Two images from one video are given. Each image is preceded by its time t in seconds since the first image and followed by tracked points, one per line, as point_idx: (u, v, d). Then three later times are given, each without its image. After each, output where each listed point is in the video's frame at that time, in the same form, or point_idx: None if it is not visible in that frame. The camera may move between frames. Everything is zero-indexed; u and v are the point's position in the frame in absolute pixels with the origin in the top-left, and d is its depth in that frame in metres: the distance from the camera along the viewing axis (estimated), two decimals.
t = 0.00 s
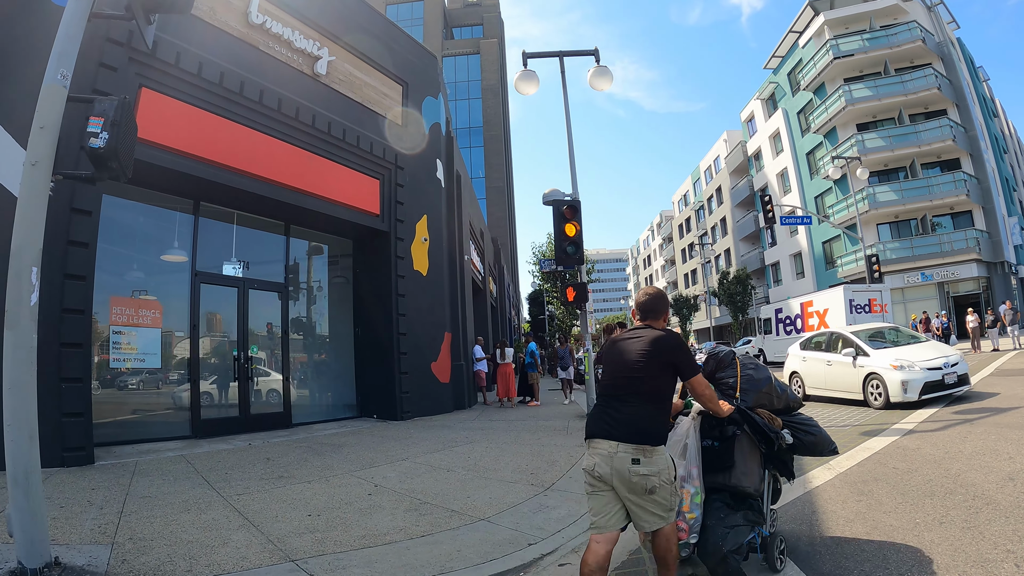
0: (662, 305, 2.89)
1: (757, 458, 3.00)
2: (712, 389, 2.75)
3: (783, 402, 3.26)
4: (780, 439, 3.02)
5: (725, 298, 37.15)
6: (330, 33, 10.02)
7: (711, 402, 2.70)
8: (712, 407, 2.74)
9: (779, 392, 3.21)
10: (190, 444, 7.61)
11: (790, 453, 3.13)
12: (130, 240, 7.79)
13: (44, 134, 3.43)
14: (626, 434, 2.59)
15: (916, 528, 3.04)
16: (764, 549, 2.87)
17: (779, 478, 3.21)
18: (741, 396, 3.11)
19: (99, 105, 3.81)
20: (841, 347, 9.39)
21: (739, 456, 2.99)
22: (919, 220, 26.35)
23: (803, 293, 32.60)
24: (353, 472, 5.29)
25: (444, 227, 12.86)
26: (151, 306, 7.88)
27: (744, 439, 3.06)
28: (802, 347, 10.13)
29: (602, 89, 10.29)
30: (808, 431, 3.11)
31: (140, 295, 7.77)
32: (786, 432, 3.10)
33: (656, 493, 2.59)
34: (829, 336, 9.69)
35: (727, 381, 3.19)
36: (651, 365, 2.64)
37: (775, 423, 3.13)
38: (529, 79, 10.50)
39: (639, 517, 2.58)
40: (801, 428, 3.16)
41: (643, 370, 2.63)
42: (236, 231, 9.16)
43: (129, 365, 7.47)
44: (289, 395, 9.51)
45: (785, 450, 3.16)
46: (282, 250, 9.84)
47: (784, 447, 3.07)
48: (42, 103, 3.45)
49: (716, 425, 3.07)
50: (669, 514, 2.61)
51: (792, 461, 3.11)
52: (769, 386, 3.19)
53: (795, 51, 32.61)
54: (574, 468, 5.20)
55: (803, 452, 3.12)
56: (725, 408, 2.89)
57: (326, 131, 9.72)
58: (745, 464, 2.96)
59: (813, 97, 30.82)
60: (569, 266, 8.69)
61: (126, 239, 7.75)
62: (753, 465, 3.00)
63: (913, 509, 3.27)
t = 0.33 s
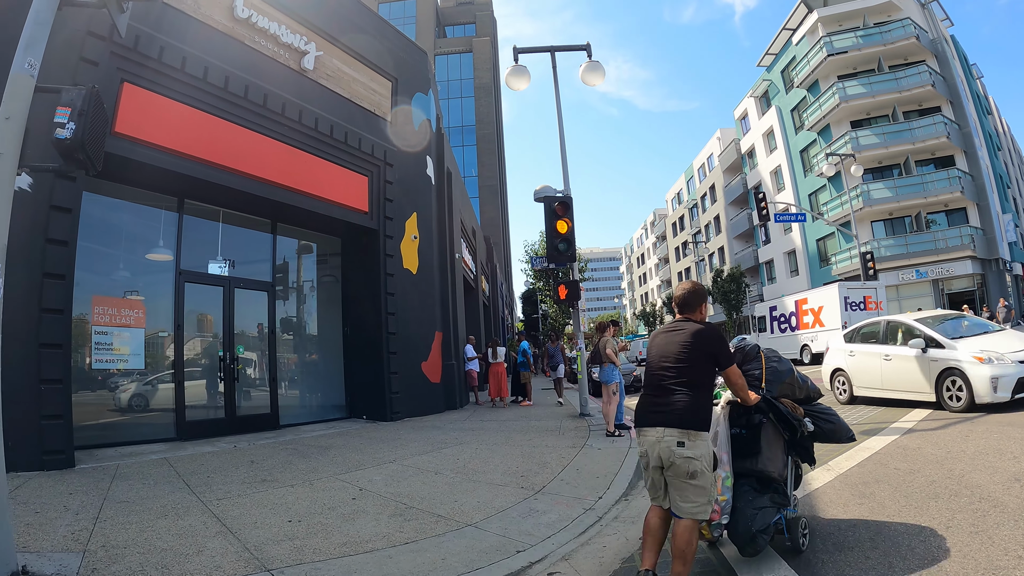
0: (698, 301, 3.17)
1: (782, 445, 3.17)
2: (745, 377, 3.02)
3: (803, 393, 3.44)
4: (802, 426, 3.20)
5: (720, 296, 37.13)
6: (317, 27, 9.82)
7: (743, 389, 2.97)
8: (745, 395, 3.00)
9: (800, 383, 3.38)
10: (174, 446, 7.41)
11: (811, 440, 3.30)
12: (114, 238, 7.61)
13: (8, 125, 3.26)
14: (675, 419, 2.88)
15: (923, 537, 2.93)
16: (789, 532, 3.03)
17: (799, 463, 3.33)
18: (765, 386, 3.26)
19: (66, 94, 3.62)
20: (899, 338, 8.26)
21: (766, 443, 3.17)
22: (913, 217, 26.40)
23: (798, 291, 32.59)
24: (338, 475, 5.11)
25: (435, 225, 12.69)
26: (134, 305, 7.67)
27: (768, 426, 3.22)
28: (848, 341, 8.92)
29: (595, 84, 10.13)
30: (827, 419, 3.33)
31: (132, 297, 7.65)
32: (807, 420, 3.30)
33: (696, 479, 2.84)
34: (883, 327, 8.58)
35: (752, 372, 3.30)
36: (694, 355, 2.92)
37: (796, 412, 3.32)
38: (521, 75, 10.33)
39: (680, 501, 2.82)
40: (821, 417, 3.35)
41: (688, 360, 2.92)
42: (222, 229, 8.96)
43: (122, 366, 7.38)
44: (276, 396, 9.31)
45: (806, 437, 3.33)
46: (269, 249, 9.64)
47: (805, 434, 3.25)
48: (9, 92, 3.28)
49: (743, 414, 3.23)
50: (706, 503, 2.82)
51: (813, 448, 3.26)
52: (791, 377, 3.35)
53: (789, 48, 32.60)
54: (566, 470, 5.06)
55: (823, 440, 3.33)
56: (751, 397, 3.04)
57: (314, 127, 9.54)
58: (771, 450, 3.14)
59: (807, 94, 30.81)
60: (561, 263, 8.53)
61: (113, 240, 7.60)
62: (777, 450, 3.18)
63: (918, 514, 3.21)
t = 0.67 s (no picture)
0: (727, 303, 3.24)
1: (814, 432, 3.25)
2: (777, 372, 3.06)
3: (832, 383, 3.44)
4: (831, 416, 3.26)
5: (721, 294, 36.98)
6: (311, 23, 9.68)
7: (777, 383, 3.02)
8: (778, 388, 3.04)
9: (830, 374, 3.37)
10: (166, 450, 7.28)
11: (839, 428, 3.36)
12: (105, 239, 7.52)
13: None
14: (709, 415, 2.96)
15: (939, 545, 2.80)
16: (822, 514, 3.16)
17: (828, 448, 3.45)
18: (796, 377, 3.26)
19: (40, 85, 3.57)
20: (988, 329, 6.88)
21: (797, 430, 3.24)
22: (915, 213, 26.24)
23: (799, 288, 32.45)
24: (331, 479, 4.97)
25: (432, 223, 12.54)
26: (124, 306, 7.55)
27: (800, 415, 3.29)
28: (916, 332, 7.64)
29: (593, 80, 9.98)
30: (856, 409, 3.37)
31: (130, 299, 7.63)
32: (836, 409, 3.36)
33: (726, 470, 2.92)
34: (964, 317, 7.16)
35: (784, 364, 3.29)
36: (727, 354, 3.00)
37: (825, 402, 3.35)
38: (518, 70, 10.18)
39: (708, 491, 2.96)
40: (849, 407, 3.37)
41: (721, 361, 3.00)
42: (215, 229, 8.81)
43: (122, 368, 7.37)
44: (271, 398, 9.16)
45: (835, 425, 3.39)
46: (263, 248, 9.49)
47: (832, 422, 3.30)
48: None
49: (775, 404, 3.28)
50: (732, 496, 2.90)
51: (841, 435, 3.38)
52: (821, 367, 3.35)
53: (788, 45, 32.44)
54: (565, 472, 4.91)
55: (851, 427, 3.39)
56: (784, 391, 3.09)
57: (309, 125, 9.40)
58: (803, 437, 3.22)
59: (807, 90, 30.64)
60: (561, 261, 8.39)
61: (106, 240, 7.52)
62: (807, 436, 3.26)
63: (934, 519, 3.08)
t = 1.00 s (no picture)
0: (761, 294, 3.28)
1: (837, 418, 3.37)
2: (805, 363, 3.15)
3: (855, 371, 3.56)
4: (854, 402, 3.38)
5: (716, 289, 36.92)
6: (301, 14, 9.48)
7: (802, 371, 3.09)
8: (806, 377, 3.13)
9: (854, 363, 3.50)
10: (151, 448, 7.11)
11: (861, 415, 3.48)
12: (89, 233, 7.36)
13: None
14: (746, 394, 2.99)
15: (951, 548, 2.67)
16: (845, 496, 3.26)
17: (850, 435, 3.56)
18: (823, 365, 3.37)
19: (7, 71, 3.51)
20: None
21: (821, 416, 3.36)
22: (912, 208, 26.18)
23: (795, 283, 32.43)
24: (316, 479, 4.81)
25: (424, 217, 12.33)
26: (109, 303, 7.38)
27: (824, 401, 3.41)
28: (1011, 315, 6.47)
29: (587, 71, 9.80)
30: (878, 395, 3.47)
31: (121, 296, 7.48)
32: (859, 396, 3.48)
33: (767, 443, 2.97)
34: None
35: (810, 352, 3.40)
36: (760, 340, 3.04)
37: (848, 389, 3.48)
38: (511, 62, 9.98)
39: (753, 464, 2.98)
40: (872, 394, 3.50)
41: (760, 346, 3.03)
42: (202, 223, 8.61)
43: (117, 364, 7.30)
44: (259, 395, 8.96)
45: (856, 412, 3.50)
46: (251, 243, 9.29)
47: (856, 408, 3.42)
48: None
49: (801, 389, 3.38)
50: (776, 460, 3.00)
51: (863, 422, 3.49)
52: (845, 356, 3.47)
53: (784, 39, 32.30)
54: (558, 471, 4.77)
55: (873, 414, 3.50)
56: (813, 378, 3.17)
57: (297, 117, 9.19)
58: (826, 422, 3.32)
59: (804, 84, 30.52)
60: (555, 254, 8.22)
61: (89, 235, 7.35)
62: (831, 421, 3.36)
63: (944, 522, 2.96)
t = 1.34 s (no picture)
0: (786, 287, 3.51)
1: (852, 408, 3.59)
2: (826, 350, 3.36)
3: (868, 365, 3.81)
4: (867, 392, 3.62)
5: (705, 285, 36.96)
6: None
7: (822, 360, 3.32)
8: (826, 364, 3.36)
9: (869, 357, 3.75)
10: (126, 435, 6.91)
11: (873, 405, 3.70)
12: (63, 211, 7.11)
13: None
14: (770, 380, 3.24)
15: (944, 555, 2.58)
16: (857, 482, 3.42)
17: (863, 426, 3.77)
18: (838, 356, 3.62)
19: None
20: None
21: (838, 405, 3.57)
22: (903, 209, 26.27)
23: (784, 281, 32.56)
24: (291, 470, 4.66)
25: (411, 204, 12.13)
26: (85, 285, 7.16)
27: (841, 392, 3.63)
28: None
29: (581, 59, 9.62)
30: (891, 388, 3.72)
31: (105, 281, 7.34)
32: (872, 388, 3.72)
33: (788, 427, 3.19)
34: None
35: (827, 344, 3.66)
36: (785, 330, 3.28)
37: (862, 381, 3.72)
38: (503, 48, 9.77)
39: (773, 450, 3.19)
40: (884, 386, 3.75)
41: (783, 335, 3.27)
42: (183, 205, 8.36)
43: (101, 347, 7.18)
44: (239, 384, 8.77)
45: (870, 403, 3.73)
46: (233, 226, 9.05)
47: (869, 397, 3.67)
48: None
49: (819, 380, 3.61)
50: (796, 445, 3.18)
51: (876, 413, 3.71)
52: (860, 350, 3.72)
53: (780, 36, 32.20)
54: (540, 466, 4.64)
55: (886, 406, 3.74)
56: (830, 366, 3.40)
57: (284, 99, 8.96)
58: (842, 411, 3.54)
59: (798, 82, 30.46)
60: (542, 245, 8.08)
61: (61, 212, 7.08)
62: (846, 410, 3.58)
63: (934, 530, 2.86)
